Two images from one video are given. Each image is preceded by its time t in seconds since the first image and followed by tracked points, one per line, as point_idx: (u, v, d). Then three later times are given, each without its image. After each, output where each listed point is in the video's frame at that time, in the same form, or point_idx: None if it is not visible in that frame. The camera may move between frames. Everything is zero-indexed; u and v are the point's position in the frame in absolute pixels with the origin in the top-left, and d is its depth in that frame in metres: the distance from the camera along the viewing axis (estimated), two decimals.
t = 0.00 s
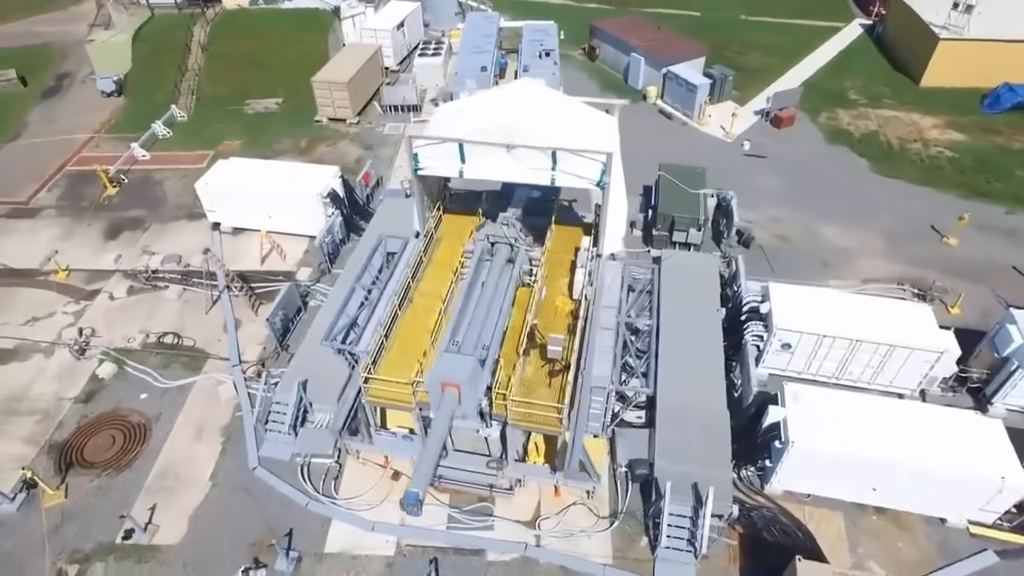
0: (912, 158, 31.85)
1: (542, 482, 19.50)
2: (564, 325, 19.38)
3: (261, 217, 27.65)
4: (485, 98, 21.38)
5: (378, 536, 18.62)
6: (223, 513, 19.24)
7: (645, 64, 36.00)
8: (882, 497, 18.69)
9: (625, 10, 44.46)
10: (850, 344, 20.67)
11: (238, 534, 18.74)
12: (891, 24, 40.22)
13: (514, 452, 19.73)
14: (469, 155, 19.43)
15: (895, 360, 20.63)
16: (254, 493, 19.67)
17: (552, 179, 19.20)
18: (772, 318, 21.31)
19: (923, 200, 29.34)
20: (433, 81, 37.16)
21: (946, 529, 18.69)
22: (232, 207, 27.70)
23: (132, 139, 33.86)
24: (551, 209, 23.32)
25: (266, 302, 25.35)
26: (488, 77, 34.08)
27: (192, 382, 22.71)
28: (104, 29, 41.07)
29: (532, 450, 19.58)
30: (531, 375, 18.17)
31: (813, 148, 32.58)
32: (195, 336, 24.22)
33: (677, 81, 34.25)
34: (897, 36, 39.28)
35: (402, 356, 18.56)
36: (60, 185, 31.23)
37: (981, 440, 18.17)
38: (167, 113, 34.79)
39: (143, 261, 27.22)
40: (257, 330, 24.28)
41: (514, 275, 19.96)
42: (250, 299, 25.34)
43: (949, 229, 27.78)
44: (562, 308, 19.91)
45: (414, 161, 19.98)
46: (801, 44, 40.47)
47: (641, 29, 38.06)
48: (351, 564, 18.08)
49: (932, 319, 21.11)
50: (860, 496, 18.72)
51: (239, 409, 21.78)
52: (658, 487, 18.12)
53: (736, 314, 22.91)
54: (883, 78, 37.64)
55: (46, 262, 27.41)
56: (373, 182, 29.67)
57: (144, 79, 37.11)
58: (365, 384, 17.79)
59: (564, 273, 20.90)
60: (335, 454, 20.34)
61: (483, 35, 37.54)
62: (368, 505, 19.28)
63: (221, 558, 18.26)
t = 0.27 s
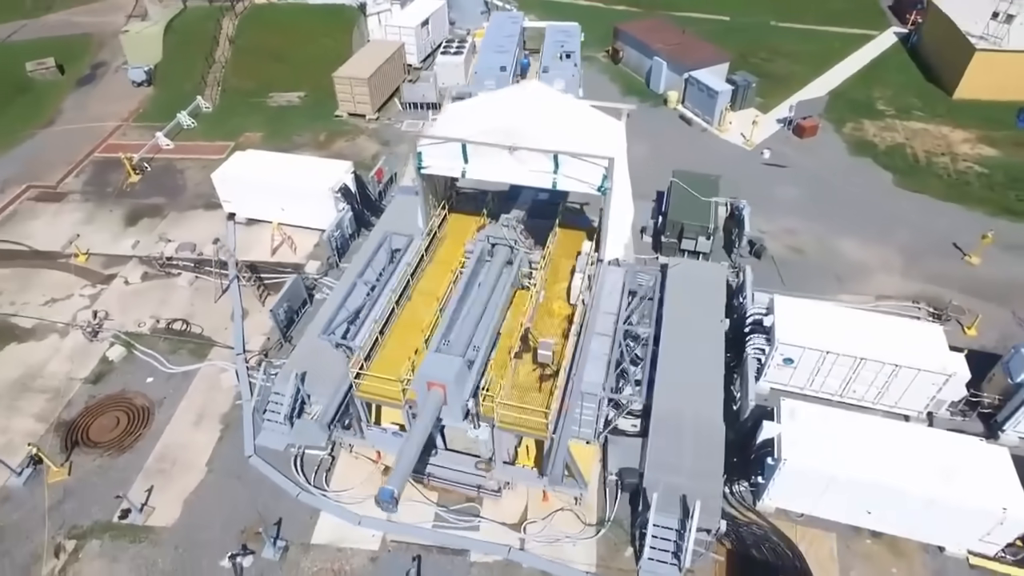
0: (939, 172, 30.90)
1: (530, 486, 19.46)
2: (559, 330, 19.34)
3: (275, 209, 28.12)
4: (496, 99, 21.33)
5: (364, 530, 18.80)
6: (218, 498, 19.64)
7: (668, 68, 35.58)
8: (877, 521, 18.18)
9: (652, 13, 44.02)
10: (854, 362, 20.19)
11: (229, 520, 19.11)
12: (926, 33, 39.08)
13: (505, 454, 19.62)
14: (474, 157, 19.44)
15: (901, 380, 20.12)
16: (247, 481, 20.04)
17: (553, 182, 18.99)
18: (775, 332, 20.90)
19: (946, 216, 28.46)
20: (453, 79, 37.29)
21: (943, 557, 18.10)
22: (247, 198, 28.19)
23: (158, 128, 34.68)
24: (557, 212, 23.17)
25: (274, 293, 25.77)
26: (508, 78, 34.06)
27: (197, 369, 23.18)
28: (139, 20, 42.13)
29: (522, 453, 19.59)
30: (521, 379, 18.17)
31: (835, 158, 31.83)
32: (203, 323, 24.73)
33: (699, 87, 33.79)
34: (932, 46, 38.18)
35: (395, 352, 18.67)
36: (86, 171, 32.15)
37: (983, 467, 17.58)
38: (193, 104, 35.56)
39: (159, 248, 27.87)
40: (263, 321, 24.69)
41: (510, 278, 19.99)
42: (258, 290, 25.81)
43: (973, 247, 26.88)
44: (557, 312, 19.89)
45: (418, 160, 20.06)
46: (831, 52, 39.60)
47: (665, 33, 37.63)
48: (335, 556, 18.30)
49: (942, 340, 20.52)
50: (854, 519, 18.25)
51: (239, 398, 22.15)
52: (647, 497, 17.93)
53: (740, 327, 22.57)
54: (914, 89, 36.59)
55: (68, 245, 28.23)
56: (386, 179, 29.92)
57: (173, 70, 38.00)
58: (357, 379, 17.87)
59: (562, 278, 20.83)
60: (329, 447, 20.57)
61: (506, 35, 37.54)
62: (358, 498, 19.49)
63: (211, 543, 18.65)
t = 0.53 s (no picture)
0: (962, 187, 30.02)
1: (516, 488, 19.41)
2: (551, 334, 19.26)
3: (285, 202, 28.52)
4: (501, 100, 21.30)
5: (350, 523, 18.96)
6: (210, 484, 19.99)
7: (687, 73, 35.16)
8: (868, 543, 17.75)
9: (676, 17, 43.56)
10: (854, 379, 19.72)
11: (220, 506, 19.45)
12: (959, 43, 37.97)
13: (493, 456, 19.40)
14: (474, 157, 19.42)
15: (903, 400, 19.59)
16: (239, 469, 20.35)
17: (551, 185, 18.84)
18: (774, 345, 20.51)
19: (966, 232, 27.64)
20: (471, 78, 37.35)
21: None
22: (259, 190, 28.62)
23: (180, 118, 35.39)
24: (559, 214, 23.04)
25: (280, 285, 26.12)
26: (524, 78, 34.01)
27: (199, 356, 23.62)
28: (169, 12, 43.07)
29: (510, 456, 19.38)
30: (509, 381, 18.15)
31: (854, 169, 31.12)
32: (209, 312, 25.20)
33: (717, 93, 33.35)
34: (964, 56, 37.09)
35: (386, 349, 18.78)
36: (109, 159, 32.97)
37: (981, 492, 17.05)
38: (215, 96, 36.24)
39: (173, 236, 28.46)
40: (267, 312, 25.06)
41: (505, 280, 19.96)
42: (265, 281, 26.20)
43: (992, 265, 26.07)
44: (551, 316, 19.81)
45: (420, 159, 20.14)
46: (858, 60, 38.73)
47: (686, 37, 37.21)
48: (319, 548, 18.49)
49: (948, 360, 19.94)
50: (845, 540, 17.85)
51: (238, 387, 22.51)
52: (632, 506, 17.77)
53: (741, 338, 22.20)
54: (943, 100, 35.59)
55: (86, 230, 28.99)
56: (397, 175, 30.13)
57: (198, 62, 38.78)
58: (347, 375, 18.07)
59: (559, 281, 20.74)
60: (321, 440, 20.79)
61: (525, 35, 37.48)
62: (345, 492, 19.66)
63: (201, 527, 19.03)
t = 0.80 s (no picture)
0: (984, 201, 29.13)
1: (502, 489, 19.41)
2: (542, 337, 19.18)
3: (295, 195, 28.88)
4: (505, 100, 21.24)
5: (335, 515, 19.14)
6: (202, 470, 20.35)
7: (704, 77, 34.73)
8: (856, 562, 17.30)
9: (699, 20, 43.08)
10: (851, 395, 19.28)
11: (210, 492, 19.79)
12: (991, 53, 36.83)
13: (479, 456, 19.28)
14: (472, 157, 19.41)
15: (901, 418, 19.09)
16: (232, 456, 20.68)
17: (548, 186, 18.72)
18: (771, 356, 20.15)
19: (984, 248, 26.82)
20: (488, 77, 37.39)
21: None
22: (269, 182, 29.02)
23: (200, 110, 36.08)
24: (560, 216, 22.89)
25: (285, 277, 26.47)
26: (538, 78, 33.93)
27: (201, 344, 24.05)
28: (197, 6, 43.95)
29: (497, 456, 19.22)
30: (496, 382, 18.15)
31: (872, 180, 30.41)
32: (214, 301, 25.65)
33: (733, 98, 32.90)
34: (995, 66, 35.96)
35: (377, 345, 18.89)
36: (129, 147, 33.76)
37: (975, 516, 16.50)
38: (235, 89, 36.90)
39: (185, 226, 29.03)
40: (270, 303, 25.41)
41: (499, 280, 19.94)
42: (270, 273, 26.56)
43: (1009, 283, 25.24)
44: (543, 318, 19.74)
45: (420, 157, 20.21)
46: (884, 68, 37.84)
47: (706, 41, 36.74)
48: (304, 538, 18.70)
49: (952, 379, 19.35)
50: (832, 557, 17.43)
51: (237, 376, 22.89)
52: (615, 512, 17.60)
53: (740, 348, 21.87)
54: (970, 111, 34.57)
55: (103, 217, 29.72)
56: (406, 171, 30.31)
57: (221, 55, 39.52)
58: (336, 370, 18.12)
59: (554, 283, 20.66)
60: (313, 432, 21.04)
61: (543, 35, 37.39)
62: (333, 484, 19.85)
63: (190, 512, 19.36)
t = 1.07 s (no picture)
0: (1005, 216, 28.23)
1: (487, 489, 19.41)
2: (532, 338, 19.07)
3: (304, 188, 29.20)
4: (507, 98, 21.19)
5: (321, 507, 19.32)
6: (196, 455, 20.72)
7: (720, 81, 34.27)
8: None
9: (721, 24, 42.55)
10: (847, 410, 18.84)
11: (202, 477, 20.13)
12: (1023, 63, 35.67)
13: (466, 455, 19.28)
14: (471, 156, 19.45)
15: (898, 436, 18.61)
16: (225, 444, 21.01)
17: (544, 188, 18.70)
18: (767, 368, 19.80)
19: (1001, 265, 26.00)
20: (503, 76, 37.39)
21: None
22: (279, 175, 29.39)
23: (219, 102, 36.71)
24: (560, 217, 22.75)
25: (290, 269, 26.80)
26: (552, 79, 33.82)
27: (203, 332, 24.47)
28: None
29: (483, 456, 19.20)
30: (483, 383, 18.10)
31: (888, 191, 29.68)
32: (219, 290, 26.10)
33: (749, 104, 32.41)
34: None
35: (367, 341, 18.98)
36: (149, 137, 34.49)
37: (967, 540, 16.01)
38: (254, 82, 37.46)
39: (196, 215, 29.58)
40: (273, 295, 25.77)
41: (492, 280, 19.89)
42: (275, 265, 26.91)
43: None
44: (535, 320, 19.63)
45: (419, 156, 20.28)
46: (910, 77, 36.91)
47: (725, 45, 36.26)
48: (289, 528, 18.92)
49: (953, 399, 18.80)
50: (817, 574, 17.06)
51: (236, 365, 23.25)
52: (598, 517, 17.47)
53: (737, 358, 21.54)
54: (998, 123, 33.52)
55: (118, 204, 30.41)
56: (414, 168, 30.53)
57: (242, 48, 40.16)
58: (326, 363, 18.25)
59: (549, 285, 20.56)
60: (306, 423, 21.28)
61: (560, 36, 37.26)
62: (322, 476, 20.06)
63: (182, 496, 19.72)
